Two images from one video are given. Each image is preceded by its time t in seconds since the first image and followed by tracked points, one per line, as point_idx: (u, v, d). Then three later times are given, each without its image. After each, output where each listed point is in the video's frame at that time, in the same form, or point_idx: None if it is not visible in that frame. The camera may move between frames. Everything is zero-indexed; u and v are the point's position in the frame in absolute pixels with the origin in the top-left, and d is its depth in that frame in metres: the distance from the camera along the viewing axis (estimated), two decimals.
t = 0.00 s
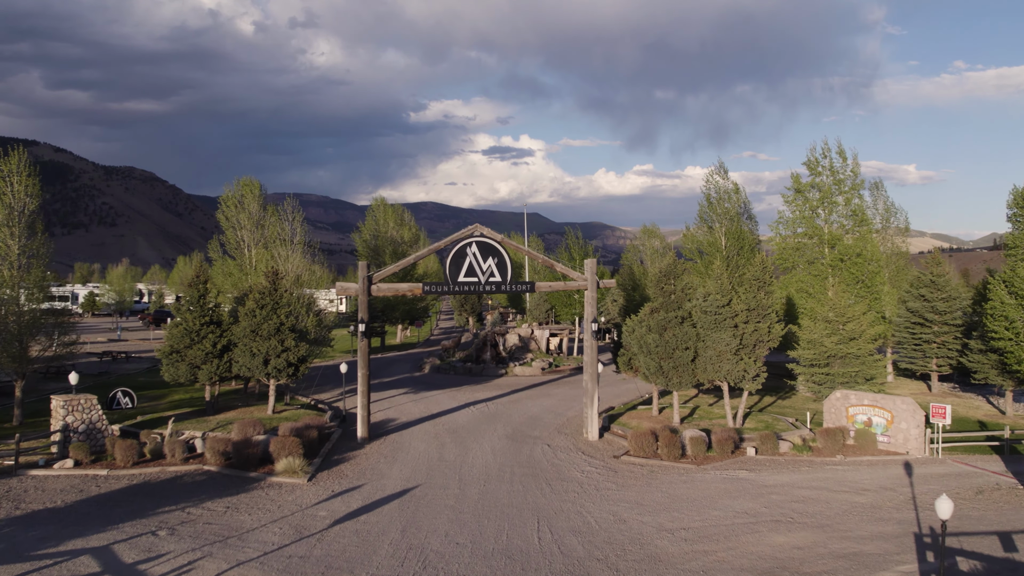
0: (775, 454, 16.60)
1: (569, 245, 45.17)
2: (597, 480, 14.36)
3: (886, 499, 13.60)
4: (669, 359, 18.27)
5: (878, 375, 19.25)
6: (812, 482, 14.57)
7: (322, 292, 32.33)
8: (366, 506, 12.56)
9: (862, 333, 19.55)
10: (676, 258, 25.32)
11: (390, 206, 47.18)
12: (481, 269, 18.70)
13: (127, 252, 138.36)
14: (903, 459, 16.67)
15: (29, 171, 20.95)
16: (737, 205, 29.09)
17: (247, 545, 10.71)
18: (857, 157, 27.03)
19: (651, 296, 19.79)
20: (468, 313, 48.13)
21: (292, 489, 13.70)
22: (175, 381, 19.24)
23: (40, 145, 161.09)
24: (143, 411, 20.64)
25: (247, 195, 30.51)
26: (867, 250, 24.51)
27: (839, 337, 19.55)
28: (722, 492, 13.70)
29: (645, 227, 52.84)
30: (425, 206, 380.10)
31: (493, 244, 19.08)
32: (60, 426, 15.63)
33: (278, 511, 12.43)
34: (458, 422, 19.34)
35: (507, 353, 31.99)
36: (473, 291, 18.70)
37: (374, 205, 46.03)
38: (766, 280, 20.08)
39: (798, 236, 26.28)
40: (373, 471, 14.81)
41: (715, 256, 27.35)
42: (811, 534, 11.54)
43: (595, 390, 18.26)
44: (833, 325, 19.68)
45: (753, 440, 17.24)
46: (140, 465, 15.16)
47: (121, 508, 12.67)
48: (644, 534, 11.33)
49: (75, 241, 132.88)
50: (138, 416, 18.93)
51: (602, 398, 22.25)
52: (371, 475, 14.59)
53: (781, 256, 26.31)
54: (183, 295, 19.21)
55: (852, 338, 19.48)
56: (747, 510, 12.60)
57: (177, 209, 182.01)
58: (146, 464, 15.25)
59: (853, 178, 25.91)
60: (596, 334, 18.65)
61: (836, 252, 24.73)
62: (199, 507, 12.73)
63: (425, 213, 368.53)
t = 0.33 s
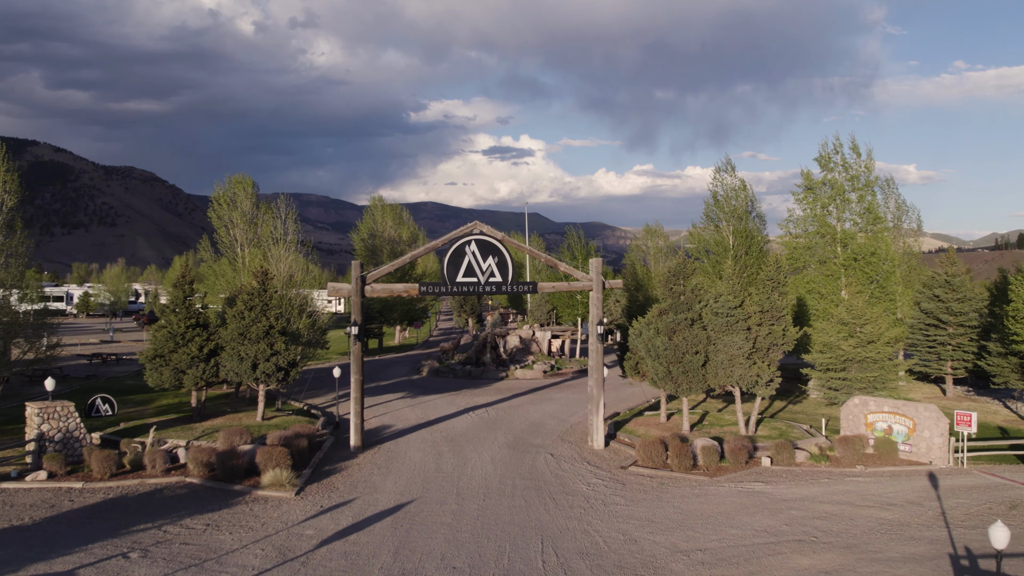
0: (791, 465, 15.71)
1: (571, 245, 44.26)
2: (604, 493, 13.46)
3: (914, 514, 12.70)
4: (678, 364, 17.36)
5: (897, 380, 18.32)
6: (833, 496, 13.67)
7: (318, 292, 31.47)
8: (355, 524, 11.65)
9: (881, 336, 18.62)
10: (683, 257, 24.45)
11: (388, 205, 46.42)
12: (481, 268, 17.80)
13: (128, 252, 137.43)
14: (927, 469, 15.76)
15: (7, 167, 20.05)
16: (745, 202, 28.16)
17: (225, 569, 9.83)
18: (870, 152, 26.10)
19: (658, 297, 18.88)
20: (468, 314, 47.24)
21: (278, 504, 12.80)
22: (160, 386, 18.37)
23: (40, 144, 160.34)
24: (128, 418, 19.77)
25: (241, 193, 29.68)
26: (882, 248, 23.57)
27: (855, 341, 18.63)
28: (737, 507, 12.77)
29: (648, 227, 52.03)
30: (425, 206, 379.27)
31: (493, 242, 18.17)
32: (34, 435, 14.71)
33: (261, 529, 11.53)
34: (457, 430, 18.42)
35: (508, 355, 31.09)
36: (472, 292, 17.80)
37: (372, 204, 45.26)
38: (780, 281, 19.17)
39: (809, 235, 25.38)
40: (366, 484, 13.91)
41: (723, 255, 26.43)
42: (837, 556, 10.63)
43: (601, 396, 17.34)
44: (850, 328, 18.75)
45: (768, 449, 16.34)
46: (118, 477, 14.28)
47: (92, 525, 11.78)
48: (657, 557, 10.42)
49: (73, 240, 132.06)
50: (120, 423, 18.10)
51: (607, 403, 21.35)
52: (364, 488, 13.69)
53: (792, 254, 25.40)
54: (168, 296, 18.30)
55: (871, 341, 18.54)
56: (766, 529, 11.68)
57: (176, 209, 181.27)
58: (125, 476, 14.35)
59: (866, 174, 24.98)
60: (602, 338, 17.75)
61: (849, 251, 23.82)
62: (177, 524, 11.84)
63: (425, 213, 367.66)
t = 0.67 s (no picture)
0: (809, 477, 14.81)
1: (574, 245, 43.38)
2: (612, 509, 12.53)
3: (947, 533, 11.77)
4: (689, 369, 16.46)
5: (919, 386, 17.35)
6: (857, 511, 12.76)
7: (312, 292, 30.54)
8: (344, 545, 10.73)
9: (901, 339, 17.65)
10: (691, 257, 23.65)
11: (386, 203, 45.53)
12: (481, 268, 16.88)
13: (128, 252, 136.63)
14: (954, 481, 14.85)
15: None
16: (754, 199, 27.26)
17: None
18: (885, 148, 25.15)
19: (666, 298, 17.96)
20: (468, 315, 46.39)
21: (261, 522, 11.89)
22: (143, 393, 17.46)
23: (38, 144, 159.58)
24: (110, 425, 18.85)
25: (232, 191, 28.80)
26: (900, 248, 22.62)
27: (875, 344, 17.68)
28: (757, 525, 11.84)
29: (652, 226, 51.20)
30: (426, 207, 378.72)
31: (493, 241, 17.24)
32: (3, 445, 13.78)
33: (241, 551, 10.60)
34: (456, 438, 17.51)
35: (509, 358, 30.19)
36: (472, 292, 16.88)
37: (369, 203, 44.38)
38: (795, 281, 18.26)
39: (822, 233, 24.50)
40: (358, 498, 13.00)
41: (731, 254, 25.61)
42: None
43: (607, 403, 16.41)
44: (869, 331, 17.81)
45: (785, 460, 15.44)
46: (92, 490, 13.36)
47: (58, 546, 10.84)
48: None
49: (71, 240, 131.25)
50: (101, 431, 17.20)
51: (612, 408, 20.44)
52: (355, 503, 12.78)
53: (804, 253, 24.51)
54: (151, 298, 17.36)
55: (891, 344, 17.57)
56: (790, 550, 10.75)
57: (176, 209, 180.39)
58: (100, 490, 13.43)
59: (882, 170, 24.05)
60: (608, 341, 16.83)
61: (864, 250, 22.90)
62: (150, 545, 10.92)
63: (426, 213, 367.11)
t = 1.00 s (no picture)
0: (830, 490, 13.89)
1: (576, 244, 42.55)
2: (622, 527, 11.60)
3: (985, 554, 10.84)
4: (700, 374, 15.54)
5: (944, 392, 16.36)
6: (886, 529, 11.83)
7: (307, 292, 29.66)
8: (330, 569, 9.82)
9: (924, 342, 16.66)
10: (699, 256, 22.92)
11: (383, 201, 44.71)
12: (480, 267, 15.98)
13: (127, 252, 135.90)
14: (985, 494, 13.92)
15: None
16: (764, 197, 26.42)
17: None
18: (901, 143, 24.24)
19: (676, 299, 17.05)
20: (468, 316, 45.56)
21: (242, 542, 10.97)
22: (124, 398, 16.57)
23: (38, 143, 158.90)
24: (92, 432, 17.95)
25: (224, 188, 27.92)
26: (918, 246, 21.68)
27: (895, 347, 16.75)
28: (779, 546, 10.90)
29: (654, 225, 50.48)
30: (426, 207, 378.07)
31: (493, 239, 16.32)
32: None
33: None
34: (454, 446, 16.59)
35: (509, 360, 29.31)
36: (470, 293, 15.96)
37: (366, 201, 43.55)
38: (811, 281, 17.33)
39: (834, 232, 23.73)
40: (348, 515, 12.08)
41: (740, 253, 24.86)
42: None
43: (614, 411, 15.48)
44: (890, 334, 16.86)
45: (804, 471, 14.51)
46: (63, 506, 12.44)
47: (18, 570, 9.92)
48: None
49: (70, 239, 130.55)
50: (80, 439, 16.30)
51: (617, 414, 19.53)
52: (344, 520, 11.86)
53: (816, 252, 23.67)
54: (132, 299, 16.45)
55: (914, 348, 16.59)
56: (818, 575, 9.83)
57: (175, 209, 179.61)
58: (72, 505, 12.52)
59: (898, 165, 23.15)
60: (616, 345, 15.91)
61: (880, 248, 22.02)
62: (118, 569, 9.99)
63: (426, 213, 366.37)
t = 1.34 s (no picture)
0: (853, 504, 12.99)
1: (580, 243, 41.89)
2: (634, 548, 10.67)
3: None
4: (713, 380, 14.63)
5: (971, 398, 15.39)
6: (919, 549, 10.89)
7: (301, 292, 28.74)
8: None
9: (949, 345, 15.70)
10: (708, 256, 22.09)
11: (381, 200, 43.86)
12: (479, 266, 15.06)
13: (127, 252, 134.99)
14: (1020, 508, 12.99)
15: None
16: (774, 193, 25.50)
17: None
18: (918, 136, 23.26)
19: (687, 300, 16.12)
20: (467, 317, 44.71)
21: (219, 565, 10.05)
22: (102, 404, 15.67)
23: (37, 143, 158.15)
24: (71, 439, 17.05)
25: (216, 184, 27.00)
26: (937, 244, 20.74)
27: (918, 351, 15.78)
28: (805, 569, 9.97)
29: (657, 223, 49.78)
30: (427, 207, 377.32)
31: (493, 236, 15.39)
32: None
33: None
34: (451, 456, 15.66)
35: (510, 362, 28.39)
36: (469, 294, 15.04)
37: (363, 199, 42.69)
38: (829, 280, 16.39)
39: (849, 232, 22.86)
40: (336, 533, 11.17)
41: (750, 253, 24.01)
42: None
43: (622, 418, 14.55)
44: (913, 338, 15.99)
45: (826, 484, 13.59)
46: (28, 523, 11.51)
47: None
48: None
49: (68, 239, 129.78)
50: (56, 449, 15.38)
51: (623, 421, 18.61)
52: (332, 539, 10.95)
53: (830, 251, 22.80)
54: (110, 300, 15.52)
55: (938, 351, 15.62)
56: None
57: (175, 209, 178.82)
58: (37, 522, 11.58)
59: (915, 159, 22.17)
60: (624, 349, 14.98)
61: (897, 246, 21.09)
62: None
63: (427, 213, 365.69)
